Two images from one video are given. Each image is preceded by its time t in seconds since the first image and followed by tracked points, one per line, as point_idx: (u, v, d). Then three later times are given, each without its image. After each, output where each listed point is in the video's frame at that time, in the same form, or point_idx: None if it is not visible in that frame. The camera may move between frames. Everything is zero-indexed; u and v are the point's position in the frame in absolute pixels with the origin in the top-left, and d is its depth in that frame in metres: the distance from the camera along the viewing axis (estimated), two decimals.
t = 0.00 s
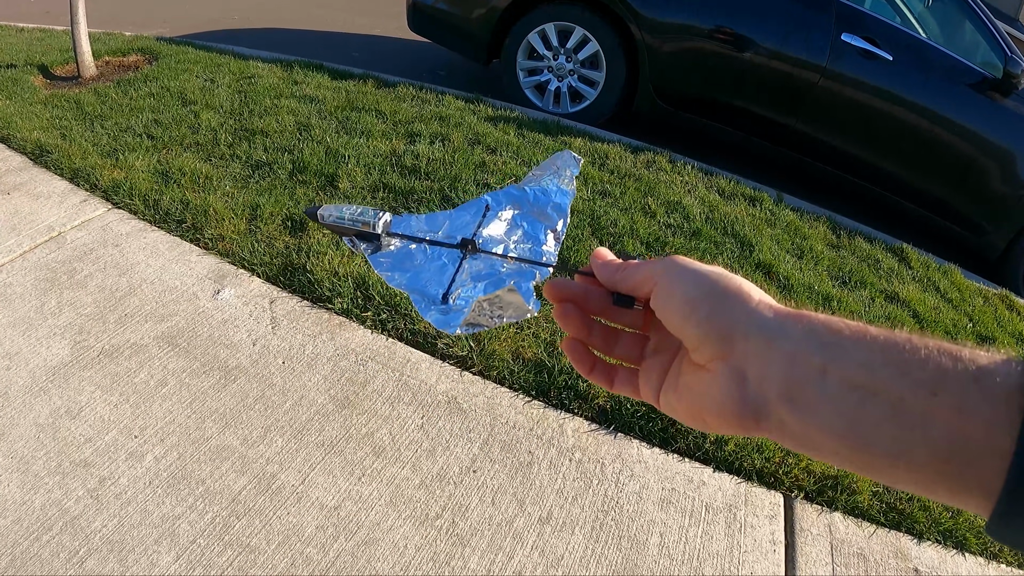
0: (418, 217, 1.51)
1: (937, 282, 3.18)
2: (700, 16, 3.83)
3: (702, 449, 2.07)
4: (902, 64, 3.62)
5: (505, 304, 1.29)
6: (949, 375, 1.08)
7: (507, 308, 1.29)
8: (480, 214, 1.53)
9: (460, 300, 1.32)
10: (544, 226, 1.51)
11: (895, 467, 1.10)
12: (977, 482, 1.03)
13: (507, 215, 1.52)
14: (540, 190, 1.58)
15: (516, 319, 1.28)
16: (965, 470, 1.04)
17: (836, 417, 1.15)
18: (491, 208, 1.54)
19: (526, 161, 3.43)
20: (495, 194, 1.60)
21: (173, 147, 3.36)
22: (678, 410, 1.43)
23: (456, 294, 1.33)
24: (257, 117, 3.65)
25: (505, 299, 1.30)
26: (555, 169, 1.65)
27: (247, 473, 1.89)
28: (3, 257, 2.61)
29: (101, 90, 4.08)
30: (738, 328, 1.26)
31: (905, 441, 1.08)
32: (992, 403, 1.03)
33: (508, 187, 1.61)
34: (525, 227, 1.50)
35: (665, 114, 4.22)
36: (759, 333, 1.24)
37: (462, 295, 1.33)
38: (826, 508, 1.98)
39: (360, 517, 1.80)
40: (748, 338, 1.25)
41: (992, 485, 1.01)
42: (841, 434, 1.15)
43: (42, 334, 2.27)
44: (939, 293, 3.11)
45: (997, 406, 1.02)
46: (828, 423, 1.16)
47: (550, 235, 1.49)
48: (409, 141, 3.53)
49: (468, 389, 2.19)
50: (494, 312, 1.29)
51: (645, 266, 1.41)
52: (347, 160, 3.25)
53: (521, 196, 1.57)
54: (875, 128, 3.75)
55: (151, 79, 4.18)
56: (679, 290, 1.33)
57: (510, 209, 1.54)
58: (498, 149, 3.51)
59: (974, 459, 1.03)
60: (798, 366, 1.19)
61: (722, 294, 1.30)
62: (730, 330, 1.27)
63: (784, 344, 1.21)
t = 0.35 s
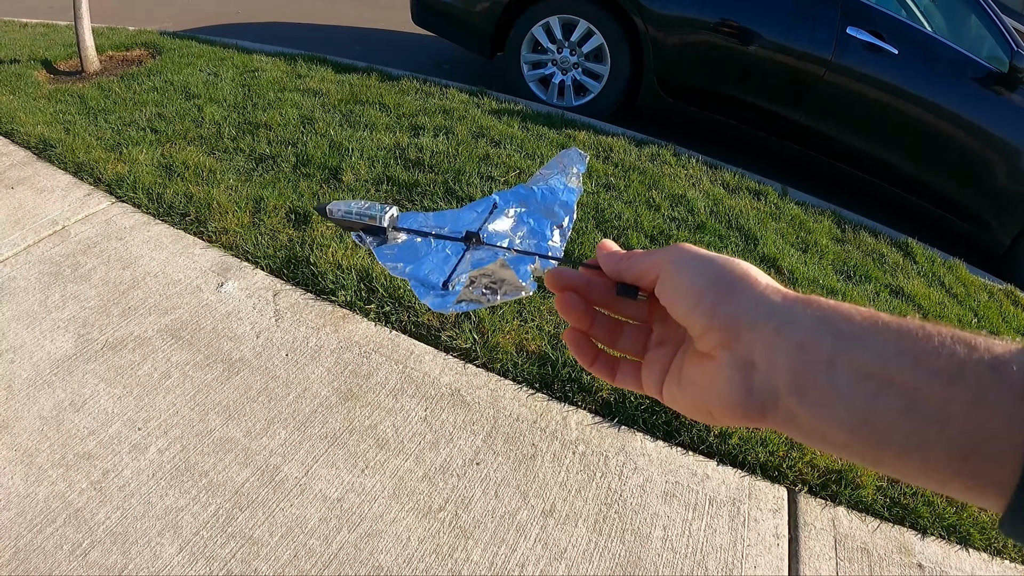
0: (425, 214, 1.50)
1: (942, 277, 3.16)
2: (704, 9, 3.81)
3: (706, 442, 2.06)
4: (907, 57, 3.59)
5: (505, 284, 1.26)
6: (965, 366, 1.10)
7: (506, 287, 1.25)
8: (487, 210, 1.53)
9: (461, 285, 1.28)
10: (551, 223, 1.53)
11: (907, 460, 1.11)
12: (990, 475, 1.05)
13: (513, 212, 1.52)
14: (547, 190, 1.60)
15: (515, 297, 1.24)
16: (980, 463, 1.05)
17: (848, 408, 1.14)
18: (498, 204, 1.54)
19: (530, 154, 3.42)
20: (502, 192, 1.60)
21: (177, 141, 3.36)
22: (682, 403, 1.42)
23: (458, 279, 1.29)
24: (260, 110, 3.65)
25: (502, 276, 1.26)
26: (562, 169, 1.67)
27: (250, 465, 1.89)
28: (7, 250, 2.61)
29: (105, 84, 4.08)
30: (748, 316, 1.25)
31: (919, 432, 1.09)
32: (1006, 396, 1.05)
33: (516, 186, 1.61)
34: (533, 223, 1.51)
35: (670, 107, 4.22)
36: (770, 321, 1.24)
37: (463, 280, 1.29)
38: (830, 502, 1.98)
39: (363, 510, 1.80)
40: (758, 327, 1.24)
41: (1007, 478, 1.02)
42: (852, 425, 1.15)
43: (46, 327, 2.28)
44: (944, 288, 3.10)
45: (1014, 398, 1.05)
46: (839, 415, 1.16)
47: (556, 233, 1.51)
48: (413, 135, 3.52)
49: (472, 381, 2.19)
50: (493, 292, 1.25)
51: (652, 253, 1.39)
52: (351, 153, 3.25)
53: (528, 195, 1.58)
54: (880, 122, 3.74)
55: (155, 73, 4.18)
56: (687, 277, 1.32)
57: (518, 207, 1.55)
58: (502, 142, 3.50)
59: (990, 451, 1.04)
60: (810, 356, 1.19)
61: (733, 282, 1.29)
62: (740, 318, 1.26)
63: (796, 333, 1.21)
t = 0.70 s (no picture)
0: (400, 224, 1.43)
1: (949, 278, 3.16)
2: (711, 8, 3.81)
3: (712, 442, 2.07)
4: (914, 57, 3.59)
5: (489, 312, 1.25)
6: (976, 369, 1.10)
7: (491, 314, 1.25)
8: (466, 216, 1.47)
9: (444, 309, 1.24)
10: (532, 226, 1.49)
11: (916, 465, 1.11)
12: (1001, 478, 1.05)
13: (493, 218, 1.47)
14: (528, 191, 1.56)
15: (501, 324, 1.25)
16: (990, 467, 1.05)
17: (853, 410, 1.15)
18: (477, 210, 1.48)
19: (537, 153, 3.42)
20: (480, 195, 1.54)
21: (186, 140, 3.38)
22: (679, 409, 1.42)
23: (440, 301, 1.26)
24: (269, 109, 3.66)
25: (485, 304, 1.26)
26: (542, 168, 1.64)
27: (259, 463, 1.91)
28: (17, 249, 2.63)
29: (114, 84, 4.10)
30: (751, 319, 1.26)
31: (927, 435, 1.10)
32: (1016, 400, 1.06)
33: (494, 188, 1.56)
34: (514, 229, 1.47)
35: (675, 105, 4.22)
36: (773, 324, 1.24)
37: (446, 303, 1.25)
38: (836, 502, 1.98)
39: (371, 508, 1.81)
40: (761, 329, 1.25)
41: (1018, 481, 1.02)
42: (858, 428, 1.15)
43: (56, 326, 2.30)
44: (952, 289, 3.09)
45: None
46: (845, 418, 1.16)
47: (539, 237, 1.47)
48: (421, 134, 3.53)
49: (480, 380, 2.20)
50: (477, 318, 1.24)
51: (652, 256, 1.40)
52: (359, 152, 3.26)
53: (507, 197, 1.53)
54: (885, 120, 3.73)
55: (163, 72, 4.20)
56: (687, 280, 1.32)
57: (498, 211, 1.50)
58: (510, 141, 3.51)
59: (1001, 454, 1.04)
60: (813, 358, 1.19)
61: (735, 285, 1.30)
62: (742, 320, 1.27)
63: (801, 336, 1.21)
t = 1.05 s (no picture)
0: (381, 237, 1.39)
1: (954, 280, 3.16)
2: (715, 11, 3.82)
3: (717, 445, 2.08)
4: (918, 59, 3.59)
5: (493, 354, 1.13)
6: (979, 377, 1.13)
7: (495, 356, 1.12)
8: (448, 227, 1.42)
9: (439, 343, 1.17)
10: (517, 231, 1.44)
11: (925, 473, 1.13)
12: (1009, 484, 1.08)
13: (477, 225, 1.43)
14: (510, 192, 1.49)
15: (507, 367, 1.12)
16: (998, 472, 1.08)
17: (861, 419, 1.16)
18: (459, 218, 1.43)
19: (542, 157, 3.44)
20: (460, 200, 1.49)
21: (193, 145, 3.41)
22: (684, 418, 1.42)
23: (434, 335, 1.19)
24: (276, 114, 3.69)
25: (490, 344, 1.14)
26: (523, 172, 1.57)
27: (267, 465, 1.93)
28: (26, 253, 2.66)
29: (121, 89, 4.13)
30: (754, 328, 1.27)
31: (936, 442, 1.12)
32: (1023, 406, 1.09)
33: (473, 191, 1.50)
34: (500, 237, 1.42)
35: (680, 107, 4.23)
36: (776, 334, 1.25)
37: (442, 338, 1.18)
38: (841, 505, 1.99)
39: (378, 509, 1.83)
40: (765, 337, 1.26)
41: None
42: (865, 437, 1.16)
43: (66, 329, 2.32)
44: (957, 291, 3.10)
45: None
46: (851, 427, 1.17)
47: (526, 241, 1.43)
48: (426, 138, 3.56)
49: (486, 384, 2.22)
50: (479, 364, 1.13)
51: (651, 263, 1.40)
52: (366, 156, 3.29)
53: (489, 199, 1.47)
54: (890, 121, 3.74)
55: (171, 77, 4.23)
56: (689, 289, 1.33)
57: (480, 217, 1.45)
58: (515, 145, 3.53)
59: (1009, 460, 1.08)
60: (819, 367, 1.20)
61: (735, 293, 1.31)
62: (746, 329, 1.27)
63: (805, 343, 1.23)
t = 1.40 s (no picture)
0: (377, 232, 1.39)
1: (955, 280, 3.18)
2: (715, 14, 3.84)
3: (717, 445, 2.09)
4: (918, 60, 3.61)
5: (509, 349, 1.12)
6: (977, 377, 1.15)
7: (509, 351, 1.12)
8: (446, 221, 1.44)
9: (445, 339, 1.17)
10: (516, 225, 1.45)
11: (923, 472, 1.15)
12: (1006, 483, 1.10)
13: (477, 220, 1.45)
14: (507, 184, 1.49)
15: (524, 363, 1.11)
16: (995, 471, 1.10)
17: (861, 418, 1.18)
18: (457, 212, 1.45)
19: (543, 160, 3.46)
20: (456, 194, 1.51)
21: (196, 150, 3.44)
22: (686, 415, 1.44)
23: (441, 332, 1.19)
24: (278, 119, 3.71)
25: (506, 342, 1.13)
26: (520, 160, 1.54)
27: (271, 467, 1.94)
28: (31, 258, 2.68)
29: (124, 94, 4.16)
30: (755, 326, 1.28)
31: (934, 442, 1.14)
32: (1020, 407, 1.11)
33: (469, 185, 1.52)
34: (499, 231, 1.44)
35: (680, 109, 4.25)
36: (777, 333, 1.27)
37: (448, 335, 1.19)
38: (841, 504, 2.00)
39: (382, 510, 1.85)
40: (766, 336, 1.27)
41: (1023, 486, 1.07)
42: (865, 436, 1.18)
43: (71, 333, 2.34)
44: (957, 291, 3.12)
45: None
46: (851, 426, 1.19)
47: (525, 235, 1.44)
48: (428, 142, 3.58)
49: (488, 386, 2.23)
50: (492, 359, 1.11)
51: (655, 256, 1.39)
52: (368, 160, 3.31)
53: (486, 193, 1.48)
54: (892, 122, 3.76)
55: (173, 83, 4.26)
56: (690, 287, 1.34)
57: (478, 211, 1.46)
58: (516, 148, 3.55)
59: (1006, 460, 1.10)
60: (819, 366, 1.22)
61: (737, 291, 1.32)
62: (748, 328, 1.28)
63: (806, 342, 1.24)
